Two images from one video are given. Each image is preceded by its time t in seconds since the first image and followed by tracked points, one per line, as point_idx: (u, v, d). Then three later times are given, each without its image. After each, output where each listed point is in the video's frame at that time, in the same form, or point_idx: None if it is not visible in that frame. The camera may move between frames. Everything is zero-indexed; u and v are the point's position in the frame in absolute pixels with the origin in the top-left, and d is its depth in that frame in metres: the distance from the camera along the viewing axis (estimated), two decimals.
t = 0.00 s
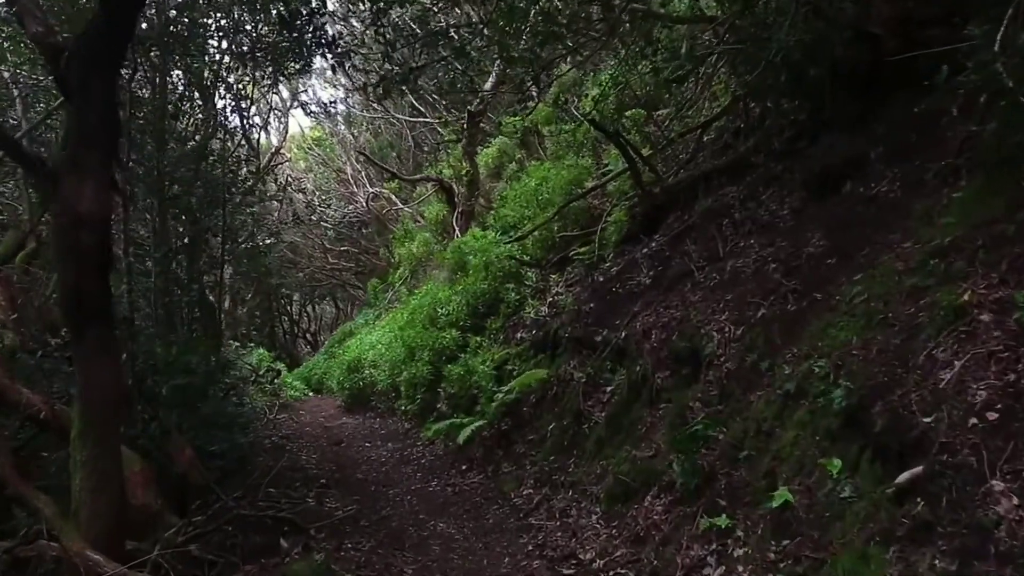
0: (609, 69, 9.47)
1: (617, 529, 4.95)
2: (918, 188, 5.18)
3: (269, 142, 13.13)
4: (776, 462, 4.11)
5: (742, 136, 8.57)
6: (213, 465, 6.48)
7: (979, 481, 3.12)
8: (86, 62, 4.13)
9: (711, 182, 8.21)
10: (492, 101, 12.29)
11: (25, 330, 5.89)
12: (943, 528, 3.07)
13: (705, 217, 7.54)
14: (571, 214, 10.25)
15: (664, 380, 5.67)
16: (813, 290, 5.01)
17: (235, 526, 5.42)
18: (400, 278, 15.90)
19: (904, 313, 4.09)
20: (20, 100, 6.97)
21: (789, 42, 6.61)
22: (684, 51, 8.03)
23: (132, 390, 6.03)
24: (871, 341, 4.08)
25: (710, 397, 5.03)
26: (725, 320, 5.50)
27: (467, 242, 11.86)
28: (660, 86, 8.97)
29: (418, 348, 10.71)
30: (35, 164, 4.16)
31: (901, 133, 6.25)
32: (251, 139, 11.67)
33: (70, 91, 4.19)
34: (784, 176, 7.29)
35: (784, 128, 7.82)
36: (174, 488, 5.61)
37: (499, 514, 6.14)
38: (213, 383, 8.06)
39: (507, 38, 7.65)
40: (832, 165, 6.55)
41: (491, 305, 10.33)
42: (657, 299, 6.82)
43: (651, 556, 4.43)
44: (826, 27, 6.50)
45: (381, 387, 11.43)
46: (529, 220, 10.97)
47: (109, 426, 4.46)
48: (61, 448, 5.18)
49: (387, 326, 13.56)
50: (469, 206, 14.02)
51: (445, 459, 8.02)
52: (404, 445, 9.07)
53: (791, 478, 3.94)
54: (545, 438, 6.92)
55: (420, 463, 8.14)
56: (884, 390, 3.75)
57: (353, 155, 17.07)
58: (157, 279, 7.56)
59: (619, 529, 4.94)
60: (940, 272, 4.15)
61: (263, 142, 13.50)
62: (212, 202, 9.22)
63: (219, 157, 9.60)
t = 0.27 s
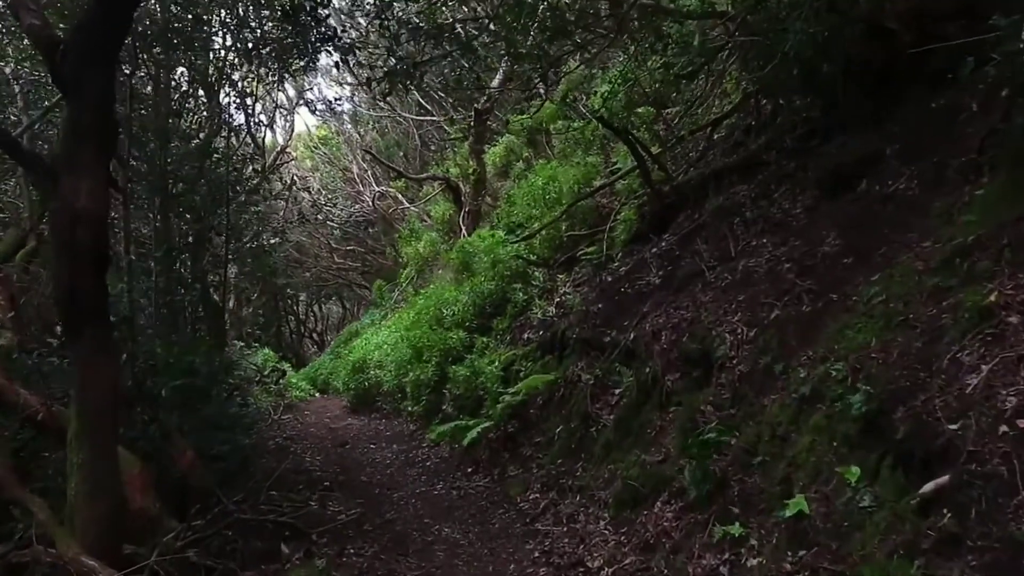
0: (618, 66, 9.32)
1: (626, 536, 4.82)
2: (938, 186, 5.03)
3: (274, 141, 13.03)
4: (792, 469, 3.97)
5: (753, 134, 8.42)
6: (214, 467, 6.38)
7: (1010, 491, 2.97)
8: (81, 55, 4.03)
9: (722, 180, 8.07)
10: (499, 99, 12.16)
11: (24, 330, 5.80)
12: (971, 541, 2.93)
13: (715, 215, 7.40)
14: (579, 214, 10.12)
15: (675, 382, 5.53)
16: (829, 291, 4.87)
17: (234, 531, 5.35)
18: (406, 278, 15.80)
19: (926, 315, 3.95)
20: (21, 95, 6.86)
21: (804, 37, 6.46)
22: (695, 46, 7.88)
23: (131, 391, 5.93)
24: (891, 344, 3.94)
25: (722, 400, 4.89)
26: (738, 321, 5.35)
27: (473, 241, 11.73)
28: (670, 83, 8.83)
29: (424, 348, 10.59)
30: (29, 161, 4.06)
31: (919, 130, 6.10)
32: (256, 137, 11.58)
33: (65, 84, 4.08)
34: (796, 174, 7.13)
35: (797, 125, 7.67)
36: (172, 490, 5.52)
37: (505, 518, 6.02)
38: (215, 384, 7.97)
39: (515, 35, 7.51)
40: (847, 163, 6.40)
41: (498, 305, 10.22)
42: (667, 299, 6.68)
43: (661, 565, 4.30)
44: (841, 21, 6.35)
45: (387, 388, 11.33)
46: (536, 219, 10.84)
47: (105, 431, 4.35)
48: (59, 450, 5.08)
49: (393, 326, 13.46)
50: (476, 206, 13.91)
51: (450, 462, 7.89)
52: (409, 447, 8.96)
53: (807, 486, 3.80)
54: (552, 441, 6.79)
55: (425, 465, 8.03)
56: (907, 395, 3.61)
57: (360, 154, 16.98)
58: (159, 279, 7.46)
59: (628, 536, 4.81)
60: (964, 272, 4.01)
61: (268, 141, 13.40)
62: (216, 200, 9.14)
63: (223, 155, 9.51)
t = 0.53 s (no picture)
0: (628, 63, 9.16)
1: (637, 545, 4.67)
2: (961, 184, 4.85)
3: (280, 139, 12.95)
4: (811, 477, 3.81)
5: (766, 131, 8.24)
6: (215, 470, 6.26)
7: None
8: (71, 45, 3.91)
9: (735, 179, 7.89)
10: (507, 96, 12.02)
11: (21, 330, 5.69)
12: (1006, 558, 2.77)
13: (728, 214, 7.23)
14: (588, 213, 9.96)
15: (687, 385, 5.37)
16: (848, 292, 4.70)
17: (233, 536, 5.22)
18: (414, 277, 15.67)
19: (953, 318, 3.78)
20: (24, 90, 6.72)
21: (821, 31, 6.29)
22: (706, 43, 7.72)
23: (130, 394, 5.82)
24: (916, 347, 3.77)
25: (737, 405, 4.73)
26: (752, 322, 5.19)
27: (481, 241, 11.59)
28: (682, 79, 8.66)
29: (432, 349, 10.46)
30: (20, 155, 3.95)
31: (940, 127, 5.92)
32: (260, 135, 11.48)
33: (57, 76, 3.97)
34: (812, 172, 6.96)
35: (812, 122, 7.48)
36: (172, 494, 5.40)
37: (512, 524, 5.87)
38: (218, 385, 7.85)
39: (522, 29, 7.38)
40: (865, 160, 6.22)
41: (506, 306, 10.07)
42: (678, 300, 6.52)
43: None
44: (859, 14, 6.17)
45: (394, 389, 11.20)
46: (545, 219, 10.69)
47: (99, 435, 4.24)
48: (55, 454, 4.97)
49: (400, 326, 13.33)
50: (484, 205, 13.77)
51: (456, 465, 7.75)
52: (415, 449, 8.83)
53: (828, 495, 3.64)
54: (560, 445, 6.64)
55: (431, 468, 7.89)
56: (934, 402, 3.45)
57: (367, 153, 16.87)
58: (162, 278, 7.36)
59: (638, 545, 4.65)
60: (992, 273, 3.84)
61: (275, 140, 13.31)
62: (220, 198, 9.04)
63: (228, 153, 9.41)
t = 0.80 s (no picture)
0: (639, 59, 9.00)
1: (648, 554, 4.52)
2: (988, 181, 4.67)
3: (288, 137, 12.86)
4: (832, 487, 3.64)
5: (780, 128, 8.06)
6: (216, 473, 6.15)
7: None
8: (65, 36, 3.79)
9: (748, 177, 7.72)
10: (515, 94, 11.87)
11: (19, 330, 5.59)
12: None
13: (742, 213, 7.05)
14: (598, 212, 9.79)
15: (700, 389, 5.21)
16: (868, 293, 4.52)
17: (229, 543, 5.10)
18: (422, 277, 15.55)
19: (983, 321, 3.61)
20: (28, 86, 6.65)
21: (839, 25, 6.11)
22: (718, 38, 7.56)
23: (130, 395, 5.72)
24: (943, 352, 3.60)
25: (752, 410, 4.56)
26: (768, 324, 5.02)
27: (490, 240, 11.45)
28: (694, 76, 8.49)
29: (439, 350, 10.33)
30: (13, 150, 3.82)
31: (963, 123, 5.73)
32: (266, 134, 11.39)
33: (51, 70, 3.85)
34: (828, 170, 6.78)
35: (829, 119, 7.31)
36: (172, 497, 5.30)
37: (519, 530, 5.73)
38: (222, 385, 7.75)
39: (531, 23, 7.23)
40: (884, 158, 6.04)
41: (514, 306, 9.92)
42: (691, 301, 6.35)
43: None
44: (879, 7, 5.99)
45: (400, 390, 11.08)
46: (554, 218, 10.54)
47: (94, 437, 4.12)
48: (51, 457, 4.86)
49: (408, 326, 13.21)
50: (492, 204, 13.63)
51: (463, 468, 7.61)
52: (422, 451, 8.70)
53: (849, 506, 3.48)
54: (569, 448, 6.49)
55: (437, 471, 7.76)
56: (964, 410, 3.28)
57: (375, 152, 16.76)
58: (165, 277, 7.26)
59: (650, 554, 4.50)
60: None
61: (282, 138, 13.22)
62: (225, 196, 8.94)
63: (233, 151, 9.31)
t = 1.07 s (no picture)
0: (648, 56, 8.86)
1: (659, 562, 4.38)
2: (1011, 177, 4.51)
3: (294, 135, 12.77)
4: (850, 496, 3.50)
5: (793, 125, 7.90)
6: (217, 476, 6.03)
7: None
8: (56, 28, 3.66)
9: (761, 175, 7.56)
10: (523, 92, 11.74)
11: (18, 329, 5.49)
12: None
13: (754, 211, 6.90)
14: (607, 211, 9.65)
15: (712, 392, 5.06)
16: (887, 294, 4.37)
17: (229, 548, 4.93)
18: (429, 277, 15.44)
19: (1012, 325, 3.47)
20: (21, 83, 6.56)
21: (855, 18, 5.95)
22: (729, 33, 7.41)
23: (130, 396, 5.62)
24: (969, 358, 3.46)
25: (766, 414, 4.42)
26: (782, 325, 4.86)
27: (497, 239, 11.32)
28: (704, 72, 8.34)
29: (446, 351, 10.21)
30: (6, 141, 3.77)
31: (984, 119, 5.57)
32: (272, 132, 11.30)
33: (45, 63, 3.74)
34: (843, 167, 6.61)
35: (844, 116, 7.15)
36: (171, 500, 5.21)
37: (526, 536, 5.61)
38: (225, 386, 7.65)
39: (539, 18, 7.09)
40: (902, 155, 5.87)
41: (522, 306, 9.80)
42: (702, 301, 6.21)
43: None
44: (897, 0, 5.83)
45: (406, 391, 10.98)
46: (563, 217, 10.40)
47: (89, 439, 4.02)
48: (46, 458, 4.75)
49: (414, 326, 13.09)
50: (500, 202, 13.50)
51: (469, 471, 7.49)
52: (427, 453, 8.59)
53: (869, 516, 3.33)
54: (577, 452, 6.37)
55: (442, 474, 7.65)
56: (993, 418, 3.13)
57: (382, 150, 16.68)
58: (167, 276, 7.16)
59: (661, 563, 4.36)
60: None
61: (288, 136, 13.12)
62: (229, 194, 8.86)
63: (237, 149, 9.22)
